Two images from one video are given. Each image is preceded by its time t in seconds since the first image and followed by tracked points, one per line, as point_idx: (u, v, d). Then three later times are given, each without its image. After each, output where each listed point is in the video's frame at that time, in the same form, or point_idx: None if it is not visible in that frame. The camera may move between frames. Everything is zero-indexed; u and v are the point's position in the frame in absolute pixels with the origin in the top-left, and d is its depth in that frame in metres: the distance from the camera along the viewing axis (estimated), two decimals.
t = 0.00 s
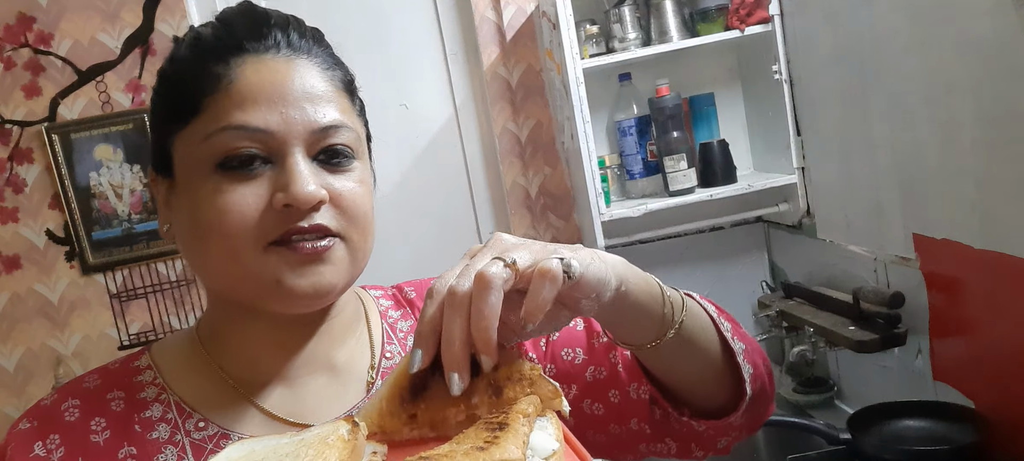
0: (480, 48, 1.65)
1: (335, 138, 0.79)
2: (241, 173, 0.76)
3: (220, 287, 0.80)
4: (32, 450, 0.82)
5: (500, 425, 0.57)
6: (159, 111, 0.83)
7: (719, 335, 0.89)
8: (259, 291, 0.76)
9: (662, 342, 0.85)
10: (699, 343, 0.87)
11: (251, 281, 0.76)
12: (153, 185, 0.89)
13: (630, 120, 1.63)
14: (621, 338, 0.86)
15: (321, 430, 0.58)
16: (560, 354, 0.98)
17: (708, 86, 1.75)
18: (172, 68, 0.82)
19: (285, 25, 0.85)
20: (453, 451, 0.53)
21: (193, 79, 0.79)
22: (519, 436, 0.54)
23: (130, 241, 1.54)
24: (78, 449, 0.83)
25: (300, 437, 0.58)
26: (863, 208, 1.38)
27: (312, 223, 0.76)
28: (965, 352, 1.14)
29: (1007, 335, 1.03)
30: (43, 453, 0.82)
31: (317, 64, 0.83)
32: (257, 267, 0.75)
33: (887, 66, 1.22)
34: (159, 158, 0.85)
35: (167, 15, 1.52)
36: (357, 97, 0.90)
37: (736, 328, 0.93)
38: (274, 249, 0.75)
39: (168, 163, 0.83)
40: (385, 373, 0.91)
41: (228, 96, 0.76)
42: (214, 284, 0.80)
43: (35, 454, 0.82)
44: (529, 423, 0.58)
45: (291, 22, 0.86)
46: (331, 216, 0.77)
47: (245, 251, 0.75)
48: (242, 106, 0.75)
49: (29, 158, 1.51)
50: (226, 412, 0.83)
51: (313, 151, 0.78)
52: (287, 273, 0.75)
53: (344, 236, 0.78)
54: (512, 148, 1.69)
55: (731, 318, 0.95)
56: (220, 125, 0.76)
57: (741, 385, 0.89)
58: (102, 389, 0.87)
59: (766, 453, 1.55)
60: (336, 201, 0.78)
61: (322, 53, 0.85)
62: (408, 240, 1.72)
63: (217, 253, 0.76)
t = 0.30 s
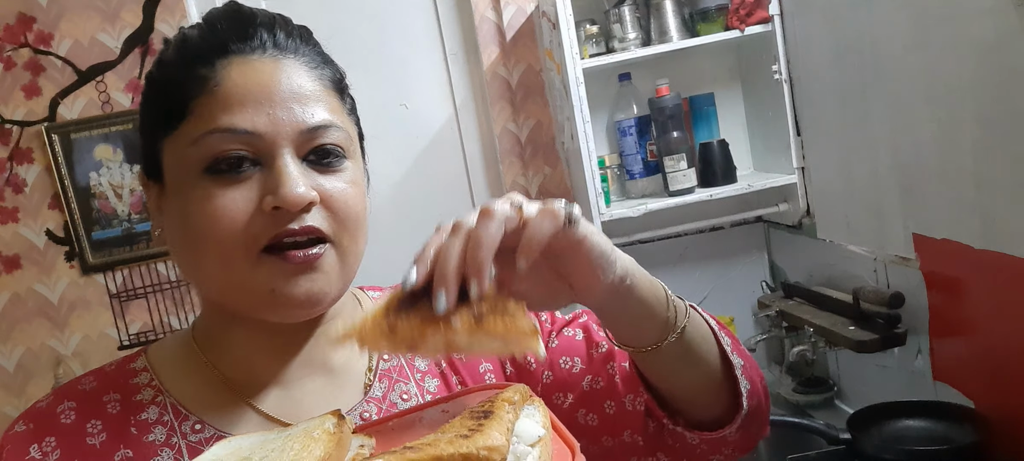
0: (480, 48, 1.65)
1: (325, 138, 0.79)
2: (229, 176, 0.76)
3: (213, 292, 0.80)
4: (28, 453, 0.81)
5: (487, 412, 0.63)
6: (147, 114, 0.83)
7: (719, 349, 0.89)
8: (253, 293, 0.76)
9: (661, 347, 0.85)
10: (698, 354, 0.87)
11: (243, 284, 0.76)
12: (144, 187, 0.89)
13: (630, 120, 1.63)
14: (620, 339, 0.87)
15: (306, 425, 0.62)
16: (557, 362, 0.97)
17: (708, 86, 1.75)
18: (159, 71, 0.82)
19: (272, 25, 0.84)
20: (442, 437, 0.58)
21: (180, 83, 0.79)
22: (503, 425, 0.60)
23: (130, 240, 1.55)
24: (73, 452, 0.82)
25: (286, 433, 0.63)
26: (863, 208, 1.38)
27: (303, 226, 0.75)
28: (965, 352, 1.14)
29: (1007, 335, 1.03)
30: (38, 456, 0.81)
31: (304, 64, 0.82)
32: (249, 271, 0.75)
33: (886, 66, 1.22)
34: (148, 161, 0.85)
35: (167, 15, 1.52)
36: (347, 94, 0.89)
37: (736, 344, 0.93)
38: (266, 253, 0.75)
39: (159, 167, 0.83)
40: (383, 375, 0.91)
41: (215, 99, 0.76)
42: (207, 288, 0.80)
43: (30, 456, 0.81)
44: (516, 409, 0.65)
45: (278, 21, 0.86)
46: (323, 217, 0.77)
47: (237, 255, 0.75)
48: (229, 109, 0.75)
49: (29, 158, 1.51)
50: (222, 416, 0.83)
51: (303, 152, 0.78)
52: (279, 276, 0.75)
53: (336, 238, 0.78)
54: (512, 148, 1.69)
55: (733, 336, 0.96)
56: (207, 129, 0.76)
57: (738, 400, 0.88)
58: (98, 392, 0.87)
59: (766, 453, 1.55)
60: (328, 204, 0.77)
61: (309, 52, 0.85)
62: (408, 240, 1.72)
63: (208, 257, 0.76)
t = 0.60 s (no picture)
0: (480, 48, 1.65)
1: (320, 138, 0.79)
2: (225, 178, 0.76)
3: (210, 293, 0.80)
4: (27, 453, 0.81)
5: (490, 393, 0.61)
6: (143, 118, 0.83)
7: (718, 366, 0.91)
8: (250, 293, 0.76)
9: (655, 356, 0.87)
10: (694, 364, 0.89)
11: (240, 284, 0.76)
12: (142, 190, 0.89)
13: (630, 120, 1.63)
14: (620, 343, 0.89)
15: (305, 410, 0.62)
16: (554, 372, 0.97)
17: (708, 86, 1.75)
18: (155, 74, 0.82)
19: (266, 26, 0.84)
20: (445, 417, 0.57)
21: (176, 86, 0.78)
22: (506, 402, 0.58)
23: (130, 240, 1.55)
24: (73, 451, 0.81)
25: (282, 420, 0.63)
26: (863, 208, 1.38)
27: (299, 227, 0.75)
28: (966, 352, 1.14)
29: (1007, 335, 1.03)
30: (37, 456, 0.81)
31: (298, 64, 0.82)
32: (247, 272, 0.75)
33: (886, 66, 1.22)
34: (145, 164, 0.85)
35: (167, 15, 1.52)
36: (342, 94, 0.89)
37: (736, 365, 0.94)
38: (263, 254, 0.75)
39: (155, 169, 0.82)
40: (382, 376, 0.90)
41: (210, 101, 0.76)
42: (204, 289, 0.80)
43: (30, 456, 0.81)
44: (519, 389, 0.62)
45: (271, 22, 0.86)
46: (320, 219, 0.77)
47: (234, 256, 0.75)
48: (224, 111, 0.75)
49: (29, 158, 1.51)
50: (221, 415, 0.83)
51: (299, 153, 0.78)
52: (276, 276, 0.75)
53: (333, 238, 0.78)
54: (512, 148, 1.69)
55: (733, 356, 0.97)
56: (203, 132, 0.75)
57: (733, 421, 0.89)
58: (98, 391, 0.87)
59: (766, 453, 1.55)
60: (324, 204, 0.77)
61: (303, 53, 0.85)
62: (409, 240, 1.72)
63: (205, 258, 0.76)
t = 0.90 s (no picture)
0: (480, 48, 1.65)
1: (317, 143, 0.79)
2: (224, 185, 0.76)
3: (211, 297, 0.80)
4: (28, 450, 0.81)
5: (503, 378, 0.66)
6: (139, 124, 0.83)
7: (705, 375, 0.90)
8: (252, 296, 0.77)
9: (645, 370, 0.86)
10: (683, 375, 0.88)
11: (242, 289, 0.76)
12: (140, 195, 0.89)
13: (630, 120, 1.63)
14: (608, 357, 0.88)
15: (318, 397, 0.68)
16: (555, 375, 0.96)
17: (708, 86, 1.75)
18: (149, 82, 0.82)
19: (258, 30, 0.83)
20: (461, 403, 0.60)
21: (171, 93, 0.78)
22: (518, 388, 0.62)
23: (130, 240, 1.55)
24: (75, 449, 0.82)
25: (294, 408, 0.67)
26: (863, 209, 1.38)
27: (300, 232, 0.75)
28: (966, 352, 1.14)
29: (1007, 335, 1.03)
30: (39, 453, 0.82)
31: (293, 69, 0.82)
32: (248, 277, 0.76)
33: (886, 67, 1.22)
34: (142, 170, 0.84)
35: (167, 15, 1.52)
36: (337, 94, 0.89)
37: (723, 372, 0.94)
38: (264, 258, 0.75)
39: (153, 175, 0.82)
40: (384, 375, 0.91)
41: (206, 110, 0.76)
42: (205, 293, 0.80)
43: (31, 453, 0.81)
44: (530, 375, 0.68)
45: (263, 25, 0.85)
46: (322, 222, 0.77)
47: (236, 261, 0.75)
48: (220, 119, 0.75)
49: (29, 158, 1.51)
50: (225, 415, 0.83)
51: (297, 158, 0.78)
52: (279, 278, 0.76)
53: (334, 239, 0.78)
54: (512, 148, 1.69)
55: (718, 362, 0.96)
56: (200, 140, 0.75)
57: (721, 427, 0.88)
58: (99, 389, 0.87)
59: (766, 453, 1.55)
60: (325, 207, 0.77)
61: (297, 56, 0.84)
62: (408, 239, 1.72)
63: (207, 264, 0.76)
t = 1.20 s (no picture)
0: (480, 48, 1.65)
1: (318, 142, 0.79)
2: (226, 185, 0.76)
3: (214, 296, 0.80)
4: (32, 448, 0.82)
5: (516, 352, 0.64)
6: (137, 127, 0.82)
7: (700, 385, 0.91)
8: (257, 294, 0.77)
9: (647, 386, 0.87)
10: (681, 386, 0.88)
11: (247, 288, 0.77)
12: (138, 198, 0.88)
13: (630, 120, 1.63)
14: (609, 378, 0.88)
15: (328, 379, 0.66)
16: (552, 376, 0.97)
17: (708, 86, 1.75)
18: (145, 84, 0.81)
19: (254, 31, 0.83)
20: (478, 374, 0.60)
21: (170, 95, 0.78)
22: (533, 357, 0.61)
23: (130, 240, 1.55)
24: (79, 446, 0.83)
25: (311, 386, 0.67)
26: (863, 209, 1.37)
27: (304, 230, 0.75)
28: (966, 352, 1.14)
29: (1007, 335, 1.02)
30: (42, 450, 0.82)
31: (291, 69, 0.81)
32: (253, 276, 0.76)
33: (886, 67, 1.22)
34: (141, 172, 0.84)
35: (167, 15, 1.52)
36: (334, 93, 0.89)
37: (717, 380, 0.95)
38: (269, 256, 0.75)
39: (152, 178, 0.82)
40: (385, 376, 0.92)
41: (206, 111, 0.75)
42: (208, 293, 0.80)
43: (35, 451, 0.82)
44: (541, 349, 0.64)
45: (259, 26, 0.84)
46: (325, 220, 0.77)
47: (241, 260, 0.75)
48: (221, 120, 0.75)
49: (29, 158, 1.52)
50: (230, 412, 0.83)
51: (299, 157, 0.78)
52: (285, 276, 0.76)
53: (337, 236, 0.79)
54: (512, 148, 1.69)
55: (712, 369, 0.97)
56: (201, 141, 0.75)
57: (716, 433, 0.89)
58: (102, 388, 0.87)
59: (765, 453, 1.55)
60: (327, 206, 0.78)
61: (293, 56, 0.84)
62: (408, 239, 1.72)
63: (210, 264, 0.76)
